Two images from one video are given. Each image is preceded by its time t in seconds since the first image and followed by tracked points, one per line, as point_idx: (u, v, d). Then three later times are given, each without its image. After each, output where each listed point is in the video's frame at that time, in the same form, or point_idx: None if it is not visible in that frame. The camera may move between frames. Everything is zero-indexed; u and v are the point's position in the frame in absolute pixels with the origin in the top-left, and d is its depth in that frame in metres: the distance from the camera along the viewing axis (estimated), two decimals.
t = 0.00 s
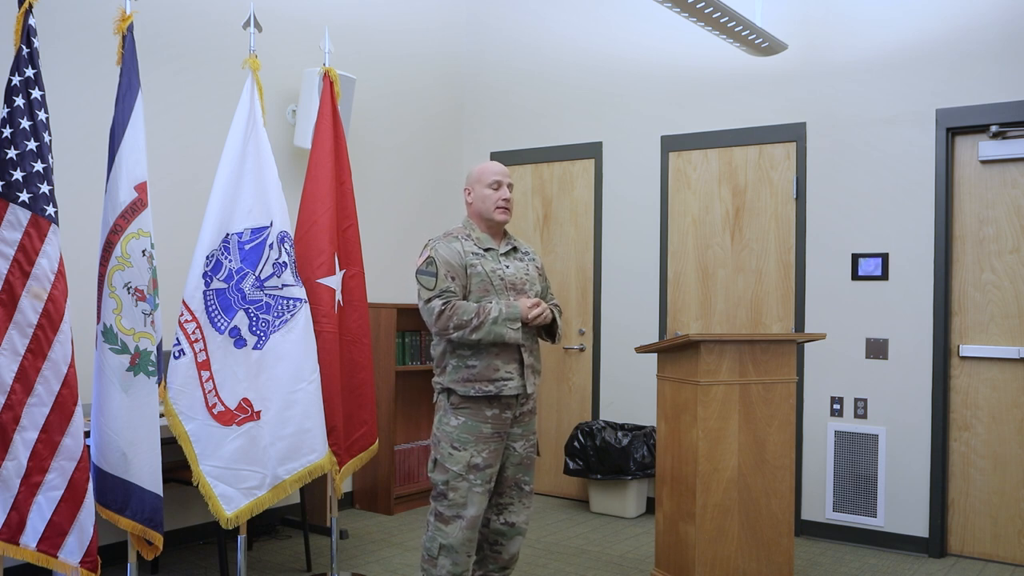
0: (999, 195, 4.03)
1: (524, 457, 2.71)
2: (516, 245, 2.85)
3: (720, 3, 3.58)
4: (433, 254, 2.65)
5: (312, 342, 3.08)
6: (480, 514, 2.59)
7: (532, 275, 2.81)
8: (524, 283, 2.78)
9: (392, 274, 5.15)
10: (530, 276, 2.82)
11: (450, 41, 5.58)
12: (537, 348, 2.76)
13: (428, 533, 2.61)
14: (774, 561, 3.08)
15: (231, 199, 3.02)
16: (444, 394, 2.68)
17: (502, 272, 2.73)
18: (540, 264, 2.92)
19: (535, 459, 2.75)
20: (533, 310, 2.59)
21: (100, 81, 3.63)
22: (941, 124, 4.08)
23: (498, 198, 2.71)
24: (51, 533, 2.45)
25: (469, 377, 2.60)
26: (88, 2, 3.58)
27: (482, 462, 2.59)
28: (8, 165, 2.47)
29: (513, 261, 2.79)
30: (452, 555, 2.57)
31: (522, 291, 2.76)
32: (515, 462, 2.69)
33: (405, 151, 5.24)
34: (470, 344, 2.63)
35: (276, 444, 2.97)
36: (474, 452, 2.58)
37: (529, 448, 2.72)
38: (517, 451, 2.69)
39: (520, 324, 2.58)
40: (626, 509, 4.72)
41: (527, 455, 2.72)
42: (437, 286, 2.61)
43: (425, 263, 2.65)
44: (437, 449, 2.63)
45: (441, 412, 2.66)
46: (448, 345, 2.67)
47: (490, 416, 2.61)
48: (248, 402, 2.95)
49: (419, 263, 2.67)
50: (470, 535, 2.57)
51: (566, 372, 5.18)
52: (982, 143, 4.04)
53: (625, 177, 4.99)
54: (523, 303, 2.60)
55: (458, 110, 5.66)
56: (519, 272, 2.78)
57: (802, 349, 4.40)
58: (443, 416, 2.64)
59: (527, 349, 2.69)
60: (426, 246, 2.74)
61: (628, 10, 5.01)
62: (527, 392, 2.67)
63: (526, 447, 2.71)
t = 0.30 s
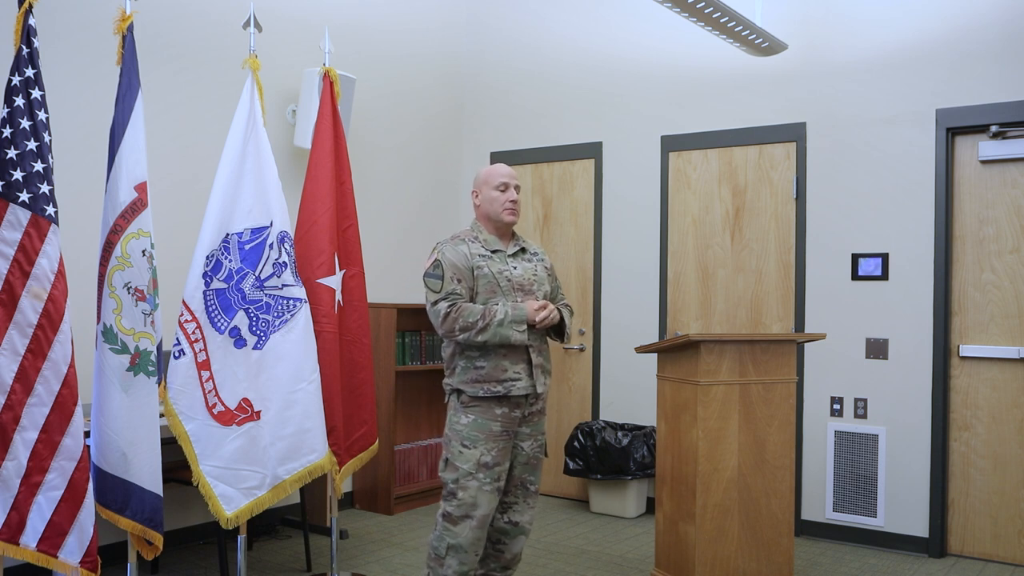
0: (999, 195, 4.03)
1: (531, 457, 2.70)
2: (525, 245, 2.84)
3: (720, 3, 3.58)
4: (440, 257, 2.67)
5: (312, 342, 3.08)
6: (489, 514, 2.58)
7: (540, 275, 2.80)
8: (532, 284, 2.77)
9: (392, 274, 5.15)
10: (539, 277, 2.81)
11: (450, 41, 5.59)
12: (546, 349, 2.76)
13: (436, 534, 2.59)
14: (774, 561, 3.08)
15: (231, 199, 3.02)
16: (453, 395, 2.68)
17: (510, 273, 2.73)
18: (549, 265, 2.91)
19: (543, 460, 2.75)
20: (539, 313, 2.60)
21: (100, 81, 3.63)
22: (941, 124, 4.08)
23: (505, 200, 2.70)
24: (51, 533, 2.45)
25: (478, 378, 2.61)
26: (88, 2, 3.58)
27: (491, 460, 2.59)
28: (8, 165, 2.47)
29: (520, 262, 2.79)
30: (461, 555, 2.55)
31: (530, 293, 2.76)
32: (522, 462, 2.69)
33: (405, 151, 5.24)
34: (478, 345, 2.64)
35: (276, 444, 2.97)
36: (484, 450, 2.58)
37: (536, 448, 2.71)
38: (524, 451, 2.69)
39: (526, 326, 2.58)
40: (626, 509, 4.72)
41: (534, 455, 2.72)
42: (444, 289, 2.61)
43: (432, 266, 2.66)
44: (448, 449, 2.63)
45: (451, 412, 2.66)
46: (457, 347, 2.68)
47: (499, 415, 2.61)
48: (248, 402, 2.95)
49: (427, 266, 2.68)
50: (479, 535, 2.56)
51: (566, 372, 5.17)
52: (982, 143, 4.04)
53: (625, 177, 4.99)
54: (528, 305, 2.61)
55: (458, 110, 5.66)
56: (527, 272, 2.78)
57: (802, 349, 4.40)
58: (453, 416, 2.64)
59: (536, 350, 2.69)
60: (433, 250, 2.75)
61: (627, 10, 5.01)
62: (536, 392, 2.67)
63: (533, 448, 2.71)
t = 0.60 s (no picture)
0: (999, 195, 4.03)
1: (534, 457, 2.71)
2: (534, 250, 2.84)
3: (720, 3, 3.58)
4: (445, 258, 2.68)
5: (312, 342, 3.08)
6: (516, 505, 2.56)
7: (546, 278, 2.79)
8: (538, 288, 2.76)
9: (392, 274, 5.15)
10: (545, 281, 2.80)
11: (450, 42, 5.59)
12: (550, 351, 2.75)
13: (465, 533, 2.56)
14: (774, 561, 3.08)
15: (231, 199, 3.02)
16: (461, 396, 2.69)
17: (516, 276, 2.73)
18: (555, 269, 2.91)
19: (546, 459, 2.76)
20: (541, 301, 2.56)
21: (100, 81, 3.63)
22: (941, 124, 4.08)
23: (515, 205, 2.71)
24: (51, 533, 2.45)
25: (480, 377, 2.62)
26: (88, 2, 3.58)
27: (509, 449, 2.59)
28: (8, 165, 2.47)
29: (527, 266, 2.78)
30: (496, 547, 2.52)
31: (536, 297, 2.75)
32: (526, 460, 2.70)
33: (405, 151, 5.24)
34: (481, 345, 2.65)
35: (276, 444, 2.97)
36: (502, 439, 2.59)
37: (539, 447, 2.73)
38: (528, 450, 2.70)
39: (526, 313, 2.56)
40: (626, 509, 4.72)
41: (538, 455, 2.73)
42: (447, 289, 2.63)
43: (437, 267, 2.68)
44: (466, 446, 2.62)
45: (462, 411, 2.67)
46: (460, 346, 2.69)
47: (510, 406, 2.63)
48: (248, 402, 2.95)
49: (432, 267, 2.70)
50: (508, 526, 2.54)
51: (566, 372, 5.17)
52: (982, 143, 4.04)
53: (625, 177, 4.99)
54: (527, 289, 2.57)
55: (458, 110, 5.66)
56: (534, 276, 2.77)
57: (802, 349, 4.40)
58: (465, 413, 2.65)
59: (538, 352, 2.68)
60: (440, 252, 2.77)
61: (627, 10, 5.01)
62: (538, 394, 2.66)
63: (537, 447, 2.72)
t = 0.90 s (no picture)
0: (999, 195, 4.03)
1: (535, 457, 2.73)
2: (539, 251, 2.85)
3: (720, 3, 3.58)
4: (455, 256, 2.64)
5: (312, 342, 3.08)
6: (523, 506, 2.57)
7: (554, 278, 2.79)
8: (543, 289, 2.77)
9: (392, 274, 5.15)
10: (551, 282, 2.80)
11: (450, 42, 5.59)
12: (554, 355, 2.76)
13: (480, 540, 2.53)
14: (774, 561, 3.08)
15: (231, 199, 3.02)
16: (463, 396, 2.68)
17: (524, 276, 2.72)
18: (559, 272, 2.91)
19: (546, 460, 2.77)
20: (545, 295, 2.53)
21: (100, 81, 3.63)
22: (941, 124, 4.08)
23: (524, 205, 2.71)
24: (51, 533, 2.45)
25: (484, 379, 2.61)
26: (88, 2, 3.58)
27: (513, 452, 2.59)
28: (8, 165, 2.47)
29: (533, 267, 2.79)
30: (510, 553, 2.50)
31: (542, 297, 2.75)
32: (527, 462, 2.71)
33: (405, 151, 5.24)
34: (487, 346, 2.63)
35: (276, 444, 2.97)
36: (505, 443, 2.58)
37: (540, 448, 2.73)
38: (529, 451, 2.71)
39: (539, 312, 2.48)
40: (626, 509, 4.72)
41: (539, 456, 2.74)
42: (459, 287, 2.59)
43: (447, 264, 2.63)
44: (468, 448, 2.61)
45: (465, 413, 2.65)
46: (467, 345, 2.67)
47: (512, 408, 2.63)
48: (248, 402, 2.94)
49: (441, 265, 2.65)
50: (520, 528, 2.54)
51: (566, 372, 5.17)
52: (982, 143, 4.04)
53: (625, 177, 4.99)
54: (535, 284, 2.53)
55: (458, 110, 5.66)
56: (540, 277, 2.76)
57: (802, 349, 4.40)
58: (467, 415, 2.63)
59: (543, 354, 2.69)
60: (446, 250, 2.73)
61: (627, 10, 5.01)
62: (542, 396, 2.67)
63: (538, 448, 2.73)
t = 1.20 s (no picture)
0: (999, 195, 4.03)
1: (539, 461, 2.72)
2: (546, 252, 2.84)
3: (720, 3, 3.58)
4: (466, 259, 2.61)
5: (312, 342, 3.08)
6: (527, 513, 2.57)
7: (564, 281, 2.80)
8: (552, 292, 2.76)
9: (392, 274, 5.15)
10: (558, 285, 2.81)
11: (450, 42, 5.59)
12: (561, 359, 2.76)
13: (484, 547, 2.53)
14: (774, 561, 3.08)
15: (231, 199, 3.03)
16: (469, 400, 2.64)
17: (533, 280, 2.71)
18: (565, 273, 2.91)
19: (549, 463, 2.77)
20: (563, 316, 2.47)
21: (100, 81, 3.63)
22: (941, 124, 4.08)
23: (534, 204, 2.68)
24: (51, 533, 2.45)
25: (496, 385, 2.59)
26: (88, 2, 3.58)
27: (519, 459, 2.58)
28: (8, 165, 2.47)
29: (542, 269, 2.77)
30: (513, 560, 2.51)
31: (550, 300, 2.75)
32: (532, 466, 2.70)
33: (405, 151, 5.24)
34: (497, 351, 2.60)
35: (276, 444, 2.97)
36: (512, 450, 2.57)
37: (545, 452, 2.73)
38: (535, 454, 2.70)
39: (550, 332, 2.49)
40: (626, 509, 4.72)
41: (543, 459, 2.73)
42: (469, 293, 2.56)
43: (458, 267, 2.60)
44: (473, 453, 2.59)
45: (471, 416, 2.62)
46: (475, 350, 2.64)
47: (521, 415, 2.61)
48: (248, 402, 2.95)
49: (451, 267, 2.62)
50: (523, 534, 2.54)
51: (566, 372, 5.17)
52: (982, 143, 4.04)
53: (626, 177, 4.99)
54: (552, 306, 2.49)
55: (458, 110, 5.66)
56: (548, 281, 2.76)
57: (802, 349, 4.40)
58: (474, 419, 2.60)
59: (553, 359, 2.68)
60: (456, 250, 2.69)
61: (627, 10, 5.01)
62: (551, 401, 2.67)
63: (542, 452, 2.72)
